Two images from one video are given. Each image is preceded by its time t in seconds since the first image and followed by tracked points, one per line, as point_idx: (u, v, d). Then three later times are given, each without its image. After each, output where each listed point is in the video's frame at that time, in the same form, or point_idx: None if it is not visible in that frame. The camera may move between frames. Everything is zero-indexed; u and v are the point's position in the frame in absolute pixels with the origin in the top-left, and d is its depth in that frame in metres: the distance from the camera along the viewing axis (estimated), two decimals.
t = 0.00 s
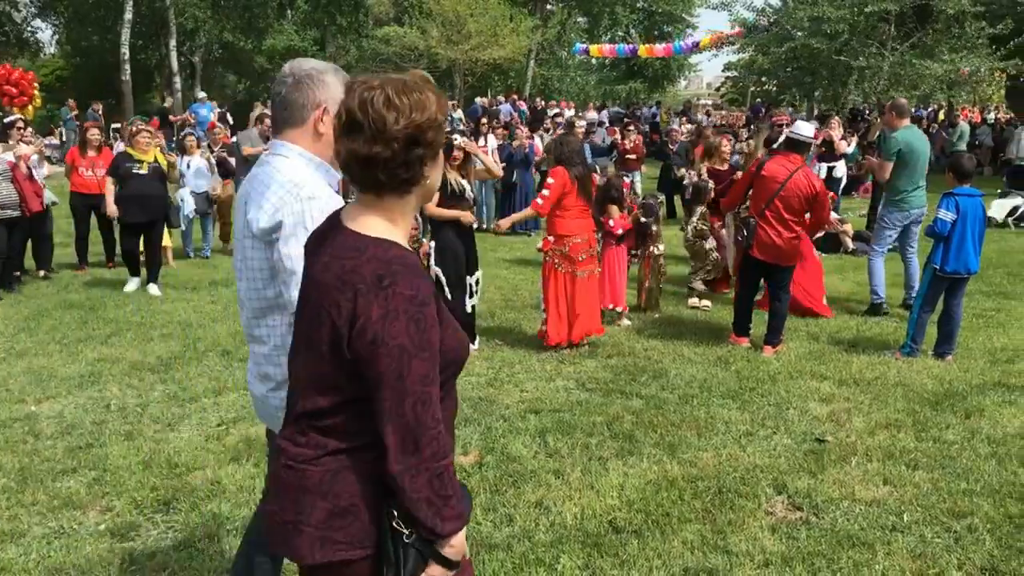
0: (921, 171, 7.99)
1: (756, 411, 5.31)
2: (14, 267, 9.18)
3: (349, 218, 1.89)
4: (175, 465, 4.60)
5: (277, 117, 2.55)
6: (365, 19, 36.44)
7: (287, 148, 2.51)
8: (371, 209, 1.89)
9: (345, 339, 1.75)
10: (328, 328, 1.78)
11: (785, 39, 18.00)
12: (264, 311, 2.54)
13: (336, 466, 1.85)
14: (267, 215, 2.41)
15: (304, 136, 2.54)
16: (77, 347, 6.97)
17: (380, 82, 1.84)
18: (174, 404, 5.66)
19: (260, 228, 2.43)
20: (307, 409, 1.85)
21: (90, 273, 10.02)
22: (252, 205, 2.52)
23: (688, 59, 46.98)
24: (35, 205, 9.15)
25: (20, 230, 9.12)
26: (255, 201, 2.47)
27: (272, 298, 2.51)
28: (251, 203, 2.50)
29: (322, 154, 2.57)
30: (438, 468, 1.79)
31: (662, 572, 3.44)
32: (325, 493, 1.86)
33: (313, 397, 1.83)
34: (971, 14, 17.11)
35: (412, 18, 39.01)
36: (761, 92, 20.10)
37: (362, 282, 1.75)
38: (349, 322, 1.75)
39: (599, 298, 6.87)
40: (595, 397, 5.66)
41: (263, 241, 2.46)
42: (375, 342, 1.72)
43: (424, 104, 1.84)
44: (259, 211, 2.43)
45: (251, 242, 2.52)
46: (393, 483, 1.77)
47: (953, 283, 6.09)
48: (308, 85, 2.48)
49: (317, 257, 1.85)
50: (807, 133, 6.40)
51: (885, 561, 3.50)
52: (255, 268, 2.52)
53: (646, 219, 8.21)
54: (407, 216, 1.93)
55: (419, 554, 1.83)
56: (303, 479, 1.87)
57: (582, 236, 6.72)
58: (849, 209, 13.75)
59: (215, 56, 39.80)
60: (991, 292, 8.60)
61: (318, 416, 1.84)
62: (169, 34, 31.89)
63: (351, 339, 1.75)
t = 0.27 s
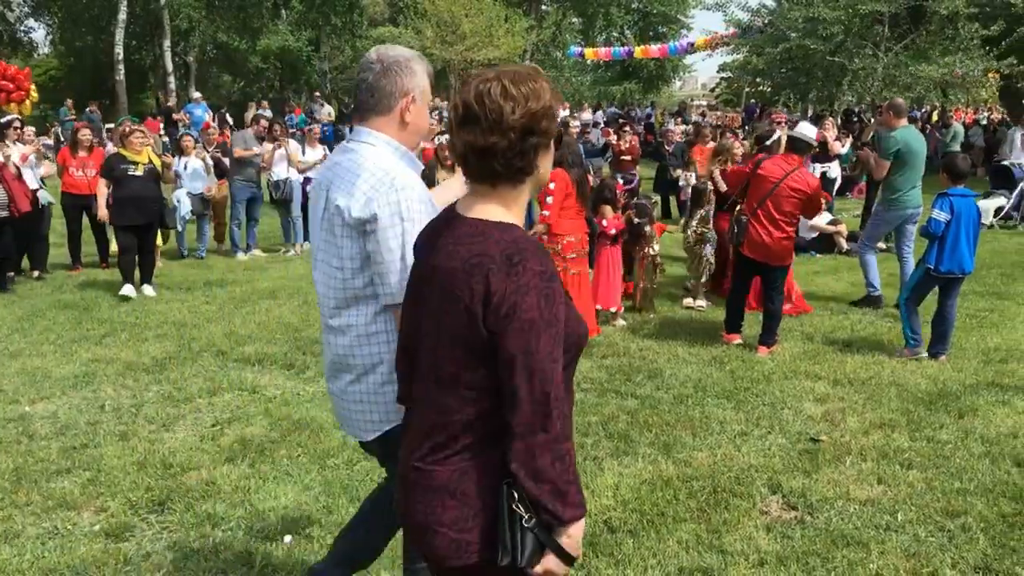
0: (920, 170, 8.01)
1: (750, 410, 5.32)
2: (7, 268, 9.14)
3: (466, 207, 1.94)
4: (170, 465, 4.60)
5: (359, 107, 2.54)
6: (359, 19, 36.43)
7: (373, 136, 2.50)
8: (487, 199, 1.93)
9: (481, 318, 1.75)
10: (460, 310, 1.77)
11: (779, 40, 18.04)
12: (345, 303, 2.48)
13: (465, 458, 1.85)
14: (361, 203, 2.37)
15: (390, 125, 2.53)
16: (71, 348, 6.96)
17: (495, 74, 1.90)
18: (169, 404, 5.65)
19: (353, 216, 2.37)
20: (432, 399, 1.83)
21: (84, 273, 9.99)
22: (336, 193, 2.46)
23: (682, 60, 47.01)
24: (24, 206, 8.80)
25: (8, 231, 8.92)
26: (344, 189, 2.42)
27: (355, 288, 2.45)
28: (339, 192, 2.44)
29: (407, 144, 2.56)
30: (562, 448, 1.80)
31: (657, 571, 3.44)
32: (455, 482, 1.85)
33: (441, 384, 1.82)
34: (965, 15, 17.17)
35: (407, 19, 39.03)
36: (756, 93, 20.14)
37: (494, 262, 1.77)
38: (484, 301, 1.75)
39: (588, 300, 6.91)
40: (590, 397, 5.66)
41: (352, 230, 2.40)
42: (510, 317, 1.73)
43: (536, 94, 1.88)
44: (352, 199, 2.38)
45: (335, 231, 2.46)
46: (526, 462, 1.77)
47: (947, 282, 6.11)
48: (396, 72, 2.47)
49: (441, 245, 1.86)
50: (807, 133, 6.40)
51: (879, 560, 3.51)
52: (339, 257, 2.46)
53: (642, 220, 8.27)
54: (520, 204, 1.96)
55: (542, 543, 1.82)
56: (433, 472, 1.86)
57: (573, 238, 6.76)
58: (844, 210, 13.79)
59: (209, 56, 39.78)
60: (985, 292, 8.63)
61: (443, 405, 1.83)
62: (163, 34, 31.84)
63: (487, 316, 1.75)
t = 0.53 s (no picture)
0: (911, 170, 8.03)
1: (748, 411, 5.33)
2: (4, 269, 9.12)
3: (549, 195, 1.89)
4: (168, 466, 4.59)
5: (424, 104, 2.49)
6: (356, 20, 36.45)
7: (436, 134, 2.44)
8: (577, 185, 1.87)
9: (564, 307, 1.71)
10: (545, 298, 1.72)
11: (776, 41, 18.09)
12: (403, 302, 2.40)
13: (561, 451, 1.81)
14: (425, 201, 2.27)
15: (454, 123, 2.48)
16: (68, 349, 6.95)
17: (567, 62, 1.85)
18: (166, 405, 5.65)
19: (416, 214, 2.28)
20: (521, 392, 1.80)
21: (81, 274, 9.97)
22: (397, 188, 2.37)
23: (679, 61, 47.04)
24: (16, 207, 8.78)
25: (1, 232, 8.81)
26: (408, 185, 2.33)
27: (414, 287, 2.36)
28: (400, 187, 2.35)
29: (470, 143, 2.50)
30: (651, 438, 1.75)
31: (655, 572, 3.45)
32: (545, 476, 1.81)
33: (528, 378, 1.78)
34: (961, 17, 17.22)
35: (404, 20, 39.08)
36: (753, 94, 20.18)
37: (581, 249, 1.71)
38: (568, 290, 1.71)
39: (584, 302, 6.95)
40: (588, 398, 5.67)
41: (414, 227, 2.31)
42: (594, 305, 1.68)
43: (610, 82, 1.81)
44: (415, 196, 2.29)
45: (395, 228, 2.37)
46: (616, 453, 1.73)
47: (943, 284, 6.14)
48: (463, 72, 2.44)
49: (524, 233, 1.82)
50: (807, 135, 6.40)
51: (877, 560, 3.52)
52: (398, 256, 2.37)
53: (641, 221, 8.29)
54: (605, 191, 1.90)
55: (636, 534, 1.78)
56: (524, 467, 1.82)
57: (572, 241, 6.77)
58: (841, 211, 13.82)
59: (205, 57, 39.77)
60: (982, 293, 8.66)
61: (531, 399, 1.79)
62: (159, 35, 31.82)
63: (571, 304, 1.70)
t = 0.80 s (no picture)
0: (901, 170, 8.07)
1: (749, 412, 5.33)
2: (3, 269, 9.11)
3: (647, 206, 1.86)
4: (168, 467, 4.59)
5: (488, 116, 2.52)
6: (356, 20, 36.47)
7: (502, 145, 2.47)
8: (678, 196, 1.83)
9: (680, 325, 1.67)
10: (659, 314, 1.69)
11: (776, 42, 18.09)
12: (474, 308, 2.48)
13: (672, 467, 1.77)
14: (493, 211, 2.35)
15: (519, 134, 2.49)
16: (68, 349, 6.94)
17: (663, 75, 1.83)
18: (166, 406, 5.64)
19: (484, 223, 2.36)
20: (633, 410, 1.76)
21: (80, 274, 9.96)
22: (465, 198, 2.44)
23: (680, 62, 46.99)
24: (14, 208, 8.79)
25: None
26: (475, 196, 2.40)
27: (484, 294, 2.44)
28: (468, 199, 2.43)
29: (536, 152, 2.52)
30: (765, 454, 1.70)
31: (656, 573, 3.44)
32: (666, 497, 1.77)
33: (639, 397, 1.75)
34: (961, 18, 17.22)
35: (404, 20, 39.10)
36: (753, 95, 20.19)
37: (698, 263, 1.67)
38: (684, 307, 1.66)
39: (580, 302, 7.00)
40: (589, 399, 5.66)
41: (482, 236, 2.39)
42: (713, 320, 1.64)
43: (702, 92, 1.78)
44: (483, 206, 2.36)
45: (463, 238, 2.45)
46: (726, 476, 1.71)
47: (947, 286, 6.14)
48: (525, 83, 2.44)
49: (624, 248, 1.78)
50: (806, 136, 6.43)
51: (879, 562, 3.51)
52: (468, 264, 2.45)
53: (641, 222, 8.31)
54: (706, 204, 1.85)
55: (741, 555, 1.77)
56: (650, 491, 1.77)
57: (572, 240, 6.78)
58: (841, 212, 13.83)
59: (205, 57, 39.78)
60: (983, 294, 8.65)
61: (647, 418, 1.75)
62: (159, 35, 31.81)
63: (689, 322, 1.66)
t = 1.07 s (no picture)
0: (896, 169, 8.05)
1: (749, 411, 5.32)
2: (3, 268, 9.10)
3: (764, 201, 1.76)
4: (167, 466, 4.58)
5: (557, 105, 2.53)
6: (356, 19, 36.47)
7: (570, 134, 2.49)
8: (798, 189, 1.73)
9: (816, 324, 1.60)
10: (789, 314, 1.63)
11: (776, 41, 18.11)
12: (541, 295, 2.52)
13: (804, 472, 1.69)
14: (563, 197, 2.38)
15: (587, 124, 2.51)
16: (67, 348, 6.93)
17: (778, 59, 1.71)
18: (165, 405, 5.63)
19: (555, 210, 2.39)
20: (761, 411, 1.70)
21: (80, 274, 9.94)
22: (533, 186, 2.48)
23: (680, 61, 47.01)
24: (14, 207, 8.80)
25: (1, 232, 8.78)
26: (544, 184, 2.43)
27: (552, 280, 2.48)
28: (537, 187, 2.46)
29: (603, 142, 2.53)
30: (916, 464, 1.59)
31: (657, 572, 3.43)
32: (796, 499, 1.70)
33: (766, 397, 1.69)
34: (962, 17, 17.20)
35: (404, 20, 39.12)
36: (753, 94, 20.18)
37: (833, 260, 1.59)
38: (819, 306, 1.59)
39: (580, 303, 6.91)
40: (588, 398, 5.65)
41: (551, 223, 2.42)
42: (853, 321, 1.56)
43: (826, 77, 1.66)
44: (553, 192, 2.39)
45: (531, 225, 2.49)
46: (874, 485, 1.60)
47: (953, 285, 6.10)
48: (595, 73, 2.46)
49: (748, 237, 1.72)
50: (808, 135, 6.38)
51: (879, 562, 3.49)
52: (536, 252, 2.49)
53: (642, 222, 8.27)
54: (827, 194, 1.74)
55: (892, 565, 1.64)
56: (780, 487, 1.71)
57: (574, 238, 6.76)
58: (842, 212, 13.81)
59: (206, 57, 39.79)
60: (984, 293, 8.64)
61: (776, 416, 1.69)
62: (160, 34, 31.83)
63: (826, 321, 1.59)
